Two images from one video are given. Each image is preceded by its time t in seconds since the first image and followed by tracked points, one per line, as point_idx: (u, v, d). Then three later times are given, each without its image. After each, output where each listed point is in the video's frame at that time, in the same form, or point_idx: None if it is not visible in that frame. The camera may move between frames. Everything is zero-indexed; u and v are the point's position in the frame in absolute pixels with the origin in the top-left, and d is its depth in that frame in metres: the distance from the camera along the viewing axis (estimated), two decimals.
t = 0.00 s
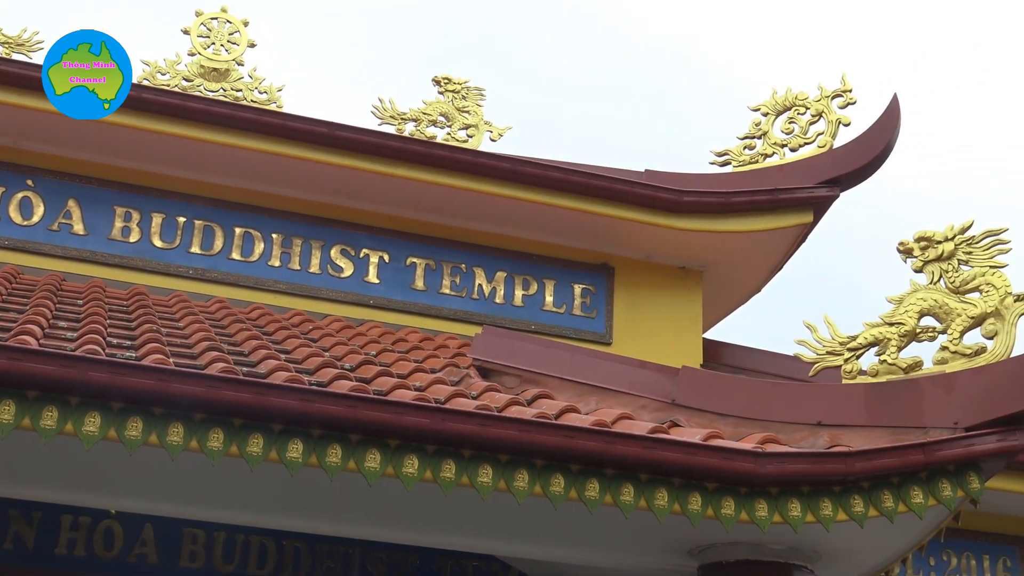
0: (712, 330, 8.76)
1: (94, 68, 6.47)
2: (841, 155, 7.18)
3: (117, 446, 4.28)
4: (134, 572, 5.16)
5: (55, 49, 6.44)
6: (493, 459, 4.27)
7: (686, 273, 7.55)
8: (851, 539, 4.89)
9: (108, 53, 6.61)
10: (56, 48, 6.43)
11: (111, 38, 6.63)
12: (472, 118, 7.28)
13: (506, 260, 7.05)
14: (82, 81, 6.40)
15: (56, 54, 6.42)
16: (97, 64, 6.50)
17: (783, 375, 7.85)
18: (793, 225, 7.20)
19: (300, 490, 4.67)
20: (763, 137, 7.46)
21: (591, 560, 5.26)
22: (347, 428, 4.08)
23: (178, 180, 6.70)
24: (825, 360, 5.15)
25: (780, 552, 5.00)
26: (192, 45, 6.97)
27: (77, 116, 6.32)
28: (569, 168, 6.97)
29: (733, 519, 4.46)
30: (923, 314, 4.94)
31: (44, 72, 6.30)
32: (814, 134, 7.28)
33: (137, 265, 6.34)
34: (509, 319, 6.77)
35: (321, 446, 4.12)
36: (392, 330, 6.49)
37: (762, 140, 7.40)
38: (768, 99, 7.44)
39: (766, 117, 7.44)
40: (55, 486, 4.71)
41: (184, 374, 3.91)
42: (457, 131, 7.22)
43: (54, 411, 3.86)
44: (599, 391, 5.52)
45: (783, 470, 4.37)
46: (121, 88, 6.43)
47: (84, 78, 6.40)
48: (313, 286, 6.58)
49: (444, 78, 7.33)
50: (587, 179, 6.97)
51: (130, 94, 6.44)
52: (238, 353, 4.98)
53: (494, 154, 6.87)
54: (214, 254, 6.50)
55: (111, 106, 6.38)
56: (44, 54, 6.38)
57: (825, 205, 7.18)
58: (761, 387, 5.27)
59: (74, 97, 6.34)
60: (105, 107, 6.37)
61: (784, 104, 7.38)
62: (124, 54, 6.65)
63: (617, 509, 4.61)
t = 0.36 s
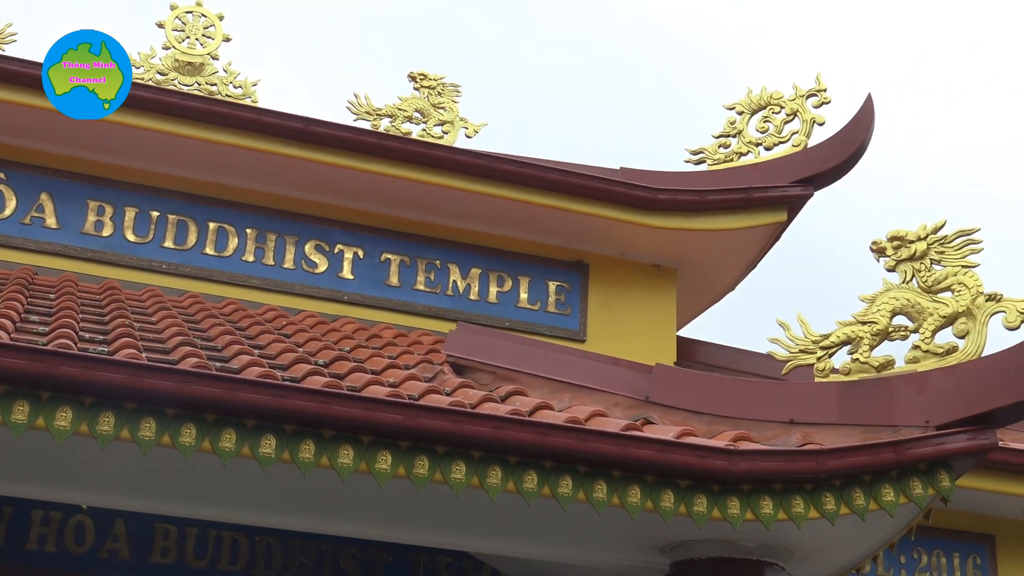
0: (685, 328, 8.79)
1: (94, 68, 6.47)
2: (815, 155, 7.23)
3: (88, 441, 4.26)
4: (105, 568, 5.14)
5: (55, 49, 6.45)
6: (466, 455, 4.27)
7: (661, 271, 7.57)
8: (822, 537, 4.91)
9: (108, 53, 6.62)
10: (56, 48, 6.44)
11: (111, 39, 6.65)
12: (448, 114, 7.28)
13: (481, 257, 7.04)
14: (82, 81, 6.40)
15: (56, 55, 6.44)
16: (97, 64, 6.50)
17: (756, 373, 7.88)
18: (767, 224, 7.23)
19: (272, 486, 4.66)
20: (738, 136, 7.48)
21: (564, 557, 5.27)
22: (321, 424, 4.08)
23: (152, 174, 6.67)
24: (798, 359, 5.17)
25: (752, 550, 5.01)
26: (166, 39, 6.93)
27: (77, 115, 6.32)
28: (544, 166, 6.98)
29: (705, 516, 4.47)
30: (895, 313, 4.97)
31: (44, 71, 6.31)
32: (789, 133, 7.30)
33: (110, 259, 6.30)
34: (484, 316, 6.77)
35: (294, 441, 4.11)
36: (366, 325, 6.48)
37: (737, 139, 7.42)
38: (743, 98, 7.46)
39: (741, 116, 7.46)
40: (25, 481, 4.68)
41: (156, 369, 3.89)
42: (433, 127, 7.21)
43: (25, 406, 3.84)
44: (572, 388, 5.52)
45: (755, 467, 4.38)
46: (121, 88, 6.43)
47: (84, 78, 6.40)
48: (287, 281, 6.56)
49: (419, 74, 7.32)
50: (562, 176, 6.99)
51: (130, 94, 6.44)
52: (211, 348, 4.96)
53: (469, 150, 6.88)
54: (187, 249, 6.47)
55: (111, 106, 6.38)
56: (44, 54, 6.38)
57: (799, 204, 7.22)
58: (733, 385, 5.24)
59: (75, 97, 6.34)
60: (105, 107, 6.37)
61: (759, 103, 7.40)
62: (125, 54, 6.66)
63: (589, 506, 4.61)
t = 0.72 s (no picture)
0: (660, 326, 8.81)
1: (94, 68, 6.46)
2: (789, 154, 7.27)
3: (59, 435, 4.23)
4: (76, 564, 5.11)
5: (55, 51, 6.46)
6: (439, 452, 4.28)
7: (635, 269, 7.59)
8: (794, 534, 4.93)
9: (108, 53, 6.63)
10: (56, 49, 6.45)
11: (111, 39, 6.66)
12: (423, 110, 7.27)
13: (456, 254, 7.04)
14: (81, 81, 6.38)
15: (56, 55, 6.44)
16: (98, 64, 6.50)
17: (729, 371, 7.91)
18: (742, 223, 7.25)
19: (245, 481, 4.65)
20: (713, 134, 7.50)
21: (537, 554, 5.27)
22: (293, 420, 4.07)
23: (125, 168, 6.63)
24: (771, 357, 5.17)
25: (724, 547, 5.03)
26: (141, 33, 6.90)
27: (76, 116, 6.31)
28: (519, 163, 6.98)
29: (678, 513, 4.48)
30: (868, 312, 4.98)
31: (44, 71, 6.32)
32: (763, 132, 7.32)
33: (83, 254, 6.26)
34: (458, 312, 6.76)
35: (266, 437, 4.10)
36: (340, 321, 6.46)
37: (712, 138, 7.43)
38: (718, 96, 7.47)
39: (716, 115, 7.48)
40: None
41: (129, 363, 3.87)
42: (408, 123, 7.20)
43: None
44: (546, 385, 5.52)
45: (728, 465, 4.39)
46: (121, 88, 6.43)
47: (84, 78, 6.38)
48: (261, 277, 6.54)
49: (395, 70, 7.31)
50: (537, 173, 6.99)
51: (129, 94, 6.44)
52: (184, 343, 4.94)
53: (444, 147, 6.87)
54: (161, 243, 6.44)
55: (111, 106, 6.38)
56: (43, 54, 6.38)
57: (773, 203, 7.25)
58: (706, 382, 5.27)
59: (74, 97, 6.34)
60: (105, 107, 6.37)
61: (734, 102, 7.42)
62: (124, 55, 6.68)
63: (562, 503, 4.62)
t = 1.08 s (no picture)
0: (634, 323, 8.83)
1: (94, 68, 6.48)
2: (764, 152, 7.27)
3: (31, 431, 4.21)
4: (47, 560, 5.08)
5: (54, 52, 6.47)
6: (412, 449, 4.27)
7: (610, 267, 7.60)
8: (766, 532, 4.95)
9: (107, 54, 6.69)
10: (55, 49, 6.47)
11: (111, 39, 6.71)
12: (399, 107, 7.26)
13: (431, 251, 7.03)
14: (82, 81, 6.39)
15: (55, 56, 6.44)
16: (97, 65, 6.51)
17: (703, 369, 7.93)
18: (716, 221, 7.27)
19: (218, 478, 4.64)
20: (688, 132, 7.51)
21: (510, 551, 5.28)
22: (267, 417, 4.06)
23: (98, 163, 6.60)
24: (744, 355, 5.17)
25: (696, 545, 5.05)
26: (115, 27, 6.87)
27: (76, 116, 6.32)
28: (494, 160, 6.98)
29: (650, 511, 4.49)
30: (841, 310, 5.00)
31: (44, 71, 6.30)
32: (738, 130, 7.34)
33: (55, 249, 6.22)
34: (432, 309, 6.75)
35: (239, 434, 4.09)
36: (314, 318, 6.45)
37: (687, 136, 7.45)
38: (694, 95, 7.49)
39: (691, 113, 7.49)
40: None
41: (101, 359, 3.85)
42: (384, 120, 7.18)
43: None
44: (520, 382, 5.52)
45: (701, 463, 4.40)
46: (121, 89, 6.45)
47: (84, 78, 6.39)
48: (235, 272, 6.52)
49: (371, 66, 7.30)
50: (512, 171, 6.99)
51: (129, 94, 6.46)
52: (157, 339, 4.92)
53: (419, 144, 6.86)
54: (134, 239, 6.41)
55: (111, 106, 6.39)
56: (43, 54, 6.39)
57: (748, 201, 7.26)
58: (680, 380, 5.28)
59: (75, 97, 6.34)
60: (105, 107, 6.38)
61: (709, 100, 7.43)
62: (123, 56, 6.74)
63: (535, 500, 4.62)
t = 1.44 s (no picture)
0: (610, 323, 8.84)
1: (94, 68, 6.49)
2: (740, 152, 7.31)
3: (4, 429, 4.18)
4: (21, 559, 5.05)
5: (54, 53, 6.50)
6: (388, 448, 4.27)
7: (586, 266, 7.61)
8: (740, 531, 4.96)
9: (107, 54, 6.70)
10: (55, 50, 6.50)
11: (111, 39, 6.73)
12: (376, 105, 7.25)
13: (408, 250, 7.02)
14: (81, 81, 6.40)
15: (56, 57, 6.48)
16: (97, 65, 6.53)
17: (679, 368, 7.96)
18: (693, 221, 7.30)
19: (193, 477, 4.62)
20: (665, 132, 7.53)
21: (486, 550, 5.28)
22: (242, 415, 4.05)
23: (74, 160, 6.57)
24: (720, 355, 5.19)
25: (671, 544, 5.06)
26: (91, 24, 6.84)
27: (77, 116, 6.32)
28: (471, 159, 6.98)
29: (626, 510, 4.50)
30: (816, 310, 5.02)
31: (44, 72, 6.33)
32: (715, 130, 7.36)
33: (30, 246, 6.18)
34: (409, 308, 6.75)
35: (214, 432, 4.08)
36: (290, 316, 6.44)
37: (664, 136, 7.46)
38: (671, 95, 7.50)
39: (668, 113, 7.50)
40: None
41: (75, 357, 3.83)
42: (361, 118, 7.17)
43: None
44: (496, 381, 5.52)
45: (675, 462, 4.41)
46: (121, 88, 6.46)
47: (84, 78, 6.40)
48: (211, 270, 6.50)
49: (348, 64, 7.29)
50: (490, 170, 6.99)
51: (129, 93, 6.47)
52: (132, 337, 4.90)
53: (396, 142, 6.85)
54: (110, 237, 6.37)
55: (111, 106, 6.40)
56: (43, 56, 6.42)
57: (724, 201, 7.29)
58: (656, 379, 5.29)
59: (74, 97, 6.35)
60: (105, 107, 6.39)
61: (686, 100, 7.45)
62: (123, 56, 6.76)
63: (511, 499, 4.63)
